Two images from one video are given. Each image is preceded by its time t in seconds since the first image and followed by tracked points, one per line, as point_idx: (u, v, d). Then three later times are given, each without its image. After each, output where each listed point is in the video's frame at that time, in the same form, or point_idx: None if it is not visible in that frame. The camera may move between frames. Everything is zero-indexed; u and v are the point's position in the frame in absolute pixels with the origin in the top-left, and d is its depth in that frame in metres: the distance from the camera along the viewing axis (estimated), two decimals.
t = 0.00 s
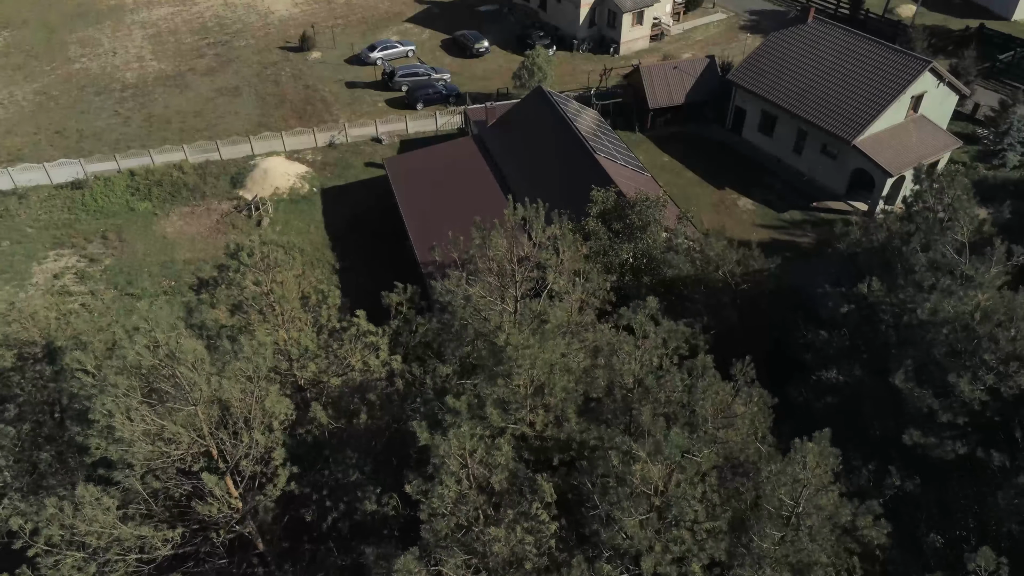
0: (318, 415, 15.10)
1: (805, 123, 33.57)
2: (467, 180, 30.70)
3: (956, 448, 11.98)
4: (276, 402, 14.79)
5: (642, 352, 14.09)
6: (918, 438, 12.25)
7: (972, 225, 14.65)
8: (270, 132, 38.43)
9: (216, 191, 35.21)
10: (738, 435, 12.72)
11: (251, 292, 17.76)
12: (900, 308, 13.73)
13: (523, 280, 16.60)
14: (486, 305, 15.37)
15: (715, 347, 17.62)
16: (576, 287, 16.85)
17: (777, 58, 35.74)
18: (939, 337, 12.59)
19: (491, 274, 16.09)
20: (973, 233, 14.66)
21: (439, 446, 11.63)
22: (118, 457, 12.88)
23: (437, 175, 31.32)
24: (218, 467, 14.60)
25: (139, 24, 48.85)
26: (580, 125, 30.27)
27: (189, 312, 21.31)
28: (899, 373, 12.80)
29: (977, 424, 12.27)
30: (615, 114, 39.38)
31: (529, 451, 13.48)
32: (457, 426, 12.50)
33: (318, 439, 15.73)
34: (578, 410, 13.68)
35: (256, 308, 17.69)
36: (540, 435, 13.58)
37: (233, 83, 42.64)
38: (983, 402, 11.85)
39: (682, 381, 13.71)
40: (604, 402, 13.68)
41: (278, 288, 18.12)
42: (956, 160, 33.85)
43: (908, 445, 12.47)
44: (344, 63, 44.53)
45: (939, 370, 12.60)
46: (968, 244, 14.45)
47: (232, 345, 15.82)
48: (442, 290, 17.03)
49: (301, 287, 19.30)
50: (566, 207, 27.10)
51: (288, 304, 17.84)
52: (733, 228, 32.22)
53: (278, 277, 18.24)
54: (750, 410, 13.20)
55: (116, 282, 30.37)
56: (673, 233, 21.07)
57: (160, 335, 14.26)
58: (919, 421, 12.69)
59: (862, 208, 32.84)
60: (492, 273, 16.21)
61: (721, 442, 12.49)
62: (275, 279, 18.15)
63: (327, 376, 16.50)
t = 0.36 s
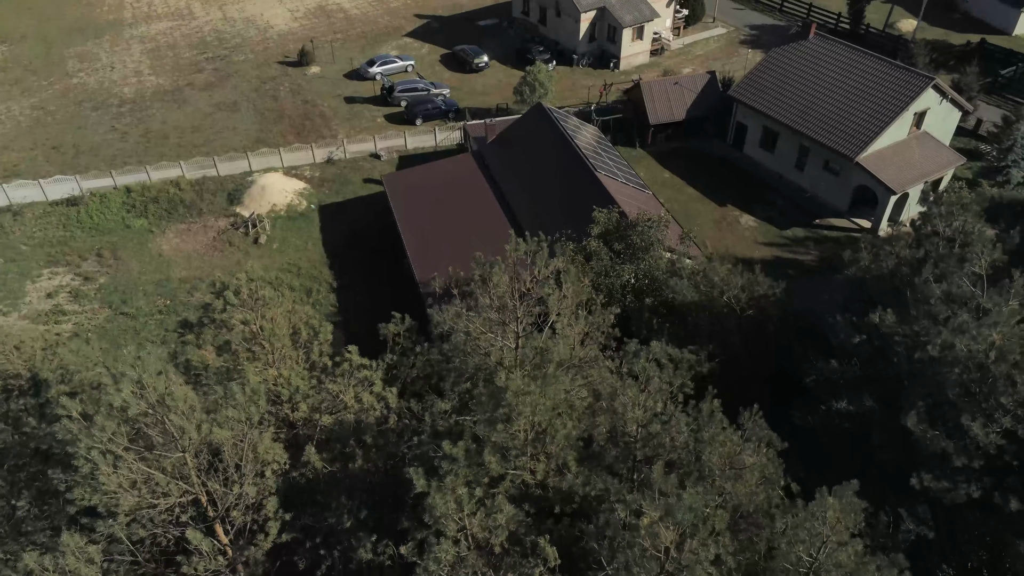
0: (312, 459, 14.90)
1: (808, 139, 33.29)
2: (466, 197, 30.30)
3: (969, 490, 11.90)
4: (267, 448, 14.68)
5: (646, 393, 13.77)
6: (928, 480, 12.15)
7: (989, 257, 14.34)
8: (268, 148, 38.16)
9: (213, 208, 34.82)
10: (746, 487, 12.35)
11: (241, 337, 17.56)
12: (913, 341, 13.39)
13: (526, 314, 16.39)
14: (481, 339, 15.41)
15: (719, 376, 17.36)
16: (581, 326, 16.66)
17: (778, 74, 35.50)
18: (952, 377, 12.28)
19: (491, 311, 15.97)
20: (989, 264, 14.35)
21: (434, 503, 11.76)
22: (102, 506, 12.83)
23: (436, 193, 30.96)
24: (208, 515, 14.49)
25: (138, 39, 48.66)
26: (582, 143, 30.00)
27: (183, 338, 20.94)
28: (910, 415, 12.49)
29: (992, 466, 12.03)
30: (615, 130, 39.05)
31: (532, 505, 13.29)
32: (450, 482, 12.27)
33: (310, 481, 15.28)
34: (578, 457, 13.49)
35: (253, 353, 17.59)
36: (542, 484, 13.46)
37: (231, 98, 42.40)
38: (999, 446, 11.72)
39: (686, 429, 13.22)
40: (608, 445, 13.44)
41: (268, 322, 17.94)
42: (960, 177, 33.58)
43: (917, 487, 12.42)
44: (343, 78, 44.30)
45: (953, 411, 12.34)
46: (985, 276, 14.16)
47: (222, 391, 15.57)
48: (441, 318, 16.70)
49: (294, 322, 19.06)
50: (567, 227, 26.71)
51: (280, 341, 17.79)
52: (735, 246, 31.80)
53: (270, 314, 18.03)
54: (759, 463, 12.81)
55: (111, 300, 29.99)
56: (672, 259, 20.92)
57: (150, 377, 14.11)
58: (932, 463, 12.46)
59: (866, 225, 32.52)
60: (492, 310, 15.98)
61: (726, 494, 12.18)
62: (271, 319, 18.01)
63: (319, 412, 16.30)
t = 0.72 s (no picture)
0: (306, 505, 14.84)
1: (810, 156, 33.00)
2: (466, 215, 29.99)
3: (990, 538, 11.36)
4: (260, 496, 14.71)
5: (651, 438, 13.63)
6: (945, 529, 11.80)
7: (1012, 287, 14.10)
8: (266, 163, 37.85)
9: (210, 225, 34.45)
10: (757, 544, 11.90)
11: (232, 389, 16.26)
12: (929, 376, 13.31)
13: (534, 346, 15.75)
14: (479, 373, 15.06)
15: (726, 410, 16.84)
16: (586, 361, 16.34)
17: (780, 90, 35.25)
18: (969, 419, 12.05)
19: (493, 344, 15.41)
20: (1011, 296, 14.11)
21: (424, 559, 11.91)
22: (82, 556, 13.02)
23: (436, 210, 30.58)
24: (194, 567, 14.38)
25: (136, 53, 48.47)
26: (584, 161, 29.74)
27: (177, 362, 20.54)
28: (926, 459, 12.35)
29: (1013, 514, 11.34)
30: (615, 146, 38.56)
31: (532, 559, 12.96)
32: (443, 535, 12.24)
33: (302, 528, 15.58)
34: (579, 505, 13.25)
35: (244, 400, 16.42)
36: (542, 535, 13.12)
37: (229, 113, 42.15)
38: (1020, 493, 11.16)
39: (692, 475, 13.11)
40: (608, 491, 13.15)
41: (257, 366, 16.58)
42: (964, 194, 33.27)
43: (934, 536, 12.01)
44: (342, 92, 44.05)
45: (971, 454, 12.07)
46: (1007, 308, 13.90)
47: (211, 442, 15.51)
48: (441, 346, 16.35)
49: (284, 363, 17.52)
50: (568, 246, 26.30)
51: (271, 383, 16.60)
52: (737, 264, 31.43)
53: (258, 357, 16.68)
54: (777, 519, 12.48)
55: (106, 319, 29.60)
56: (676, 281, 20.58)
57: (132, 426, 14.14)
58: (952, 512, 12.10)
59: (869, 242, 32.22)
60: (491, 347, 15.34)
61: (735, 553, 11.75)
62: (262, 362, 16.74)
63: (309, 455, 15.81)
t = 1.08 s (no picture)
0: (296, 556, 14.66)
1: (814, 173, 32.68)
2: (467, 234, 29.64)
3: None
4: (248, 548, 14.20)
5: (656, 487, 13.73)
6: None
7: None
8: (264, 179, 37.53)
9: (206, 242, 34.06)
10: None
11: (221, 439, 15.71)
12: (952, 416, 13.25)
13: (537, 390, 15.41)
14: (476, 413, 14.76)
15: (734, 443, 16.68)
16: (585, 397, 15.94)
17: (782, 106, 34.98)
18: (996, 467, 12.07)
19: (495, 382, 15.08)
20: None
21: None
22: None
23: (436, 228, 30.26)
24: None
25: (134, 67, 48.23)
26: (586, 179, 29.41)
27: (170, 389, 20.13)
28: (952, 505, 12.30)
29: None
30: (616, 162, 38.17)
31: None
32: None
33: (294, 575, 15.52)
34: (579, 555, 13.08)
35: (233, 449, 15.74)
36: None
37: (227, 128, 41.86)
38: None
39: (699, 524, 12.96)
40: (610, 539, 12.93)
41: (244, 409, 16.71)
42: (969, 211, 33.00)
43: None
44: (341, 107, 43.80)
45: (996, 502, 12.00)
46: None
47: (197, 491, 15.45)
48: (439, 377, 15.90)
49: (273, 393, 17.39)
50: (571, 266, 25.92)
51: (257, 428, 15.94)
52: (740, 283, 31.10)
53: (249, 401, 16.78)
54: None
55: (100, 339, 29.16)
56: (681, 305, 20.27)
57: (110, 479, 14.33)
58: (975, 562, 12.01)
59: (874, 260, 31.89)
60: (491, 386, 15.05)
61: None
62: (250, 406, 16.79)
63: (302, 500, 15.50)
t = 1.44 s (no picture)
0: None
1: (817, 190, 32.35)
2: (466, 252, 29.25)
3: None
4: None
5: (663, 539, 13.49)
6: None
7: None
8: (262, 195, 37.18)
9: (203, 260, 33.67)
10: None
11: (207, 488, 15.39)
12: (969, 453, 12.89)
13: (536, 434, 15.05)
14: (475, 460, 14.67)
15: (743, 476, 16.50)
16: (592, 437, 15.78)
17: (785, 122, 34.67)
18: None
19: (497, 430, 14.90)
20: None
21: None
22: None
23: (435, 246, 29.89)
24: None
25: (133, 82, 47.99)
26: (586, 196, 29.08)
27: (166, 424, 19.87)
28: (981, 555, 11.86)
29: None
30: (618, 177, 37.78)
31: None
32: None
33: None
34: None
35: (219, 497, 15.55)
36: None
37: (225, 143, 41.56)
38: None
39: None
40: None
41: (232, 455, 16.23)
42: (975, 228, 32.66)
43: None
44: (340, 122, 43.52)
45: None
46: None
47: (183, 545, 15.21)
48: (439, 416, 15.70)
49: (263, 433, 16.98)
50: (573, 286, 25.53)
51: (243, 477, 15.59)
52: (742, 300, 30.69)
53: (237, 446, 16.37)
54: None
55: (94, 359, 28.70)
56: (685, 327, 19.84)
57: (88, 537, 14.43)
58: None
59: (879, 277, 31.51)
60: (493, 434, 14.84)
61: None
62: (238, 452, 16.35)
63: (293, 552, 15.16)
